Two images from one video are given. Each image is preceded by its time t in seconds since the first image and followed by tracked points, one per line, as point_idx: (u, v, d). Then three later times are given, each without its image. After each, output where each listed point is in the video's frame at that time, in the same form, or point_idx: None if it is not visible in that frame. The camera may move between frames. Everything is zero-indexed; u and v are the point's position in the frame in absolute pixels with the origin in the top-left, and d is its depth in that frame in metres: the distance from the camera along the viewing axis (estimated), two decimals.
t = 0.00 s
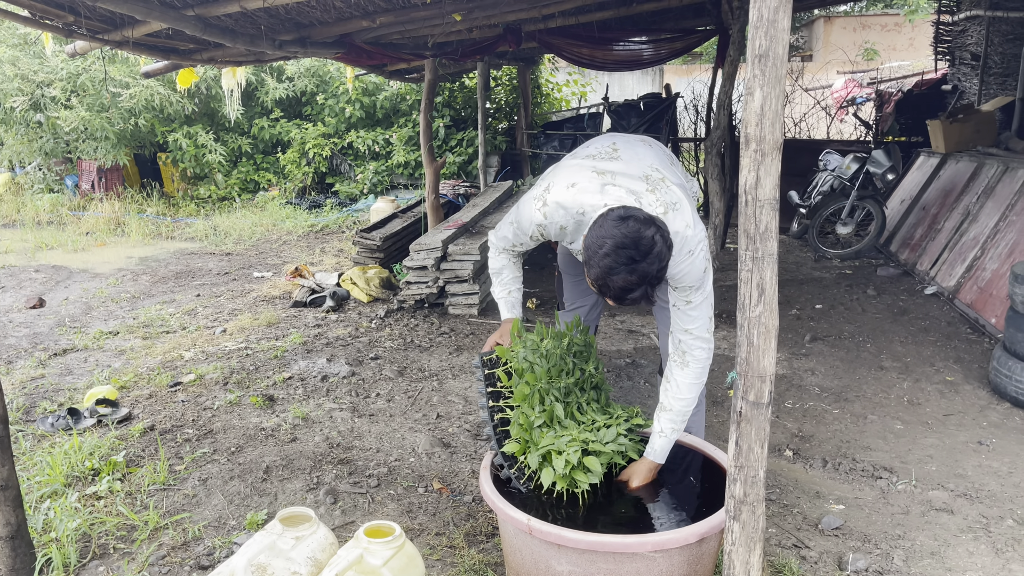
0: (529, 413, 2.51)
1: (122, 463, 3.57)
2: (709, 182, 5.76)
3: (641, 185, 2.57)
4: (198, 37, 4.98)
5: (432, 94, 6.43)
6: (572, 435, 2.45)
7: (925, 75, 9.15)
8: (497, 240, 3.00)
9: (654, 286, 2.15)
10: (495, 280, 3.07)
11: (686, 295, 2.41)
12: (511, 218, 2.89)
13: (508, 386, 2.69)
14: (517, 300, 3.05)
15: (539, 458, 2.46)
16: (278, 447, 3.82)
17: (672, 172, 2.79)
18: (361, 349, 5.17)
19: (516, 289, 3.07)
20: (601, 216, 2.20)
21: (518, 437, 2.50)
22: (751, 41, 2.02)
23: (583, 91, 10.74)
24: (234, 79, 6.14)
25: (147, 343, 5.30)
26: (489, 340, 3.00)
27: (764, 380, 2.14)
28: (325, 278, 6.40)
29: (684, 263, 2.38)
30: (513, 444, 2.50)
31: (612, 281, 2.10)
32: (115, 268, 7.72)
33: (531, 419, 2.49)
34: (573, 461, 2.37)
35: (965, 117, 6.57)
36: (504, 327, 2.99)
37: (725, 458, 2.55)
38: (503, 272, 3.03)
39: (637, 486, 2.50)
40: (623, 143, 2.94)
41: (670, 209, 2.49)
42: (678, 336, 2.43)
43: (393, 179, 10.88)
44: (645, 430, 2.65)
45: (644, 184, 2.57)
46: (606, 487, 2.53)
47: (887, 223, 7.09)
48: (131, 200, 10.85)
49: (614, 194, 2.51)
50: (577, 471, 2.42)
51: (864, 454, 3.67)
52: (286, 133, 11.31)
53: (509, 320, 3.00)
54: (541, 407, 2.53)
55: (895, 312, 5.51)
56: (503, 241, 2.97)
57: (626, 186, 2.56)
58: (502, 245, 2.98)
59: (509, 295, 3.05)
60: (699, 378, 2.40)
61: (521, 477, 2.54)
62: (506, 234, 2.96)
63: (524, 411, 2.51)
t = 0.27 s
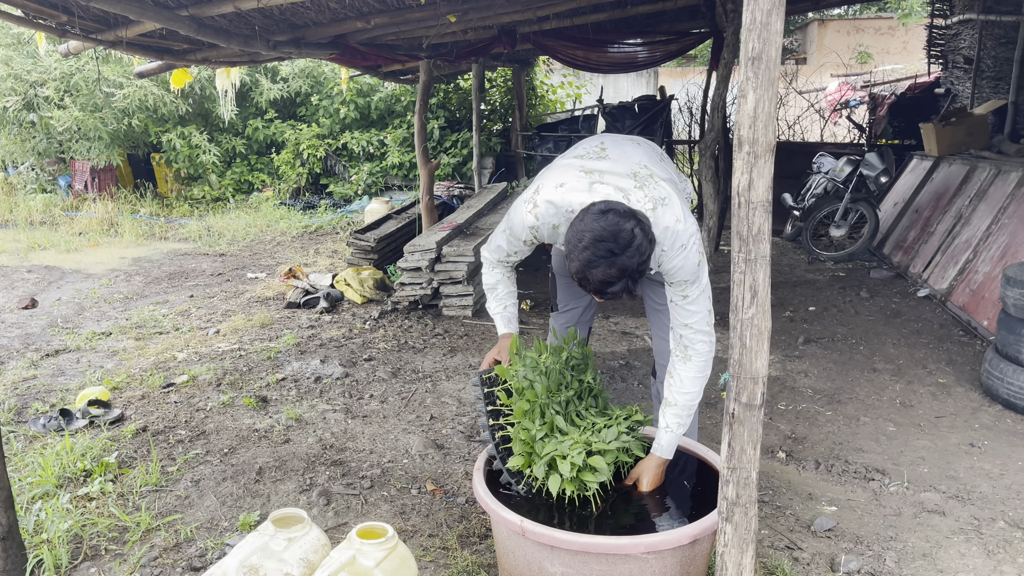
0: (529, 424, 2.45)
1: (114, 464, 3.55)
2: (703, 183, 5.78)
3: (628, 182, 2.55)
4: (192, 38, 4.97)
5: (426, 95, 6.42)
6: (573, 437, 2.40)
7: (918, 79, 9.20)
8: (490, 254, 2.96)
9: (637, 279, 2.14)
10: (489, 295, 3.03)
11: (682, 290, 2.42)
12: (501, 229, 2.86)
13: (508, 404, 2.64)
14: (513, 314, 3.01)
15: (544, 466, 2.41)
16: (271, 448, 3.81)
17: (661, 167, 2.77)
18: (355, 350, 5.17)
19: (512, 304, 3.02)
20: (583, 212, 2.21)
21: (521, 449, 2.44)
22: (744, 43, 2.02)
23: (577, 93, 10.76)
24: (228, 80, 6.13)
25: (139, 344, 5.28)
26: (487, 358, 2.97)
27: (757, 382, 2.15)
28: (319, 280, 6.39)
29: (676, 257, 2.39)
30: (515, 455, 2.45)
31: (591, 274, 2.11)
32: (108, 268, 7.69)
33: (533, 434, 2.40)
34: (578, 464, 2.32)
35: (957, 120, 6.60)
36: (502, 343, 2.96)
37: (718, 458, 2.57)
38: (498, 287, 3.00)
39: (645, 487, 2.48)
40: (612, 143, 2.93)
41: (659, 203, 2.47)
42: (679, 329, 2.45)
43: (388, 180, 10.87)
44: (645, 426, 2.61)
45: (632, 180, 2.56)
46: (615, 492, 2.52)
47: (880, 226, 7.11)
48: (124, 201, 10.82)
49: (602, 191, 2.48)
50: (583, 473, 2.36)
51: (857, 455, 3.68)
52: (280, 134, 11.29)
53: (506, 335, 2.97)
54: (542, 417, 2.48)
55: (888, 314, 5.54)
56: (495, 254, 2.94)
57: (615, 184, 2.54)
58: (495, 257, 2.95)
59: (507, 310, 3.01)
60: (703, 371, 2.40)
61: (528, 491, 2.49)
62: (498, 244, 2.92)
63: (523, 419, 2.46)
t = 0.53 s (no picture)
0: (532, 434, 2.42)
1: (108, 465, 3.54)
2: (698, 186, 5.79)
3: (620, 181, 2.54)
4: (187, 38, 4.96)
5: (422, 96, 6.42)
6: (577, 441, 2.38)
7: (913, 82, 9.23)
8: (485, 265, 2.88)
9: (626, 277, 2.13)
10: (486, 308, 2.93)
11: (680, 287, 2.42)
12: (496, 240, 2.79)
13: (509, 420, 2.60)
14: (511, 329, 2.92)
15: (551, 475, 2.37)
16: (266, 449, 3.81)
17: (654, 166, 2.75)
18: (350, 351, 5.16)
19: (510, 317, 2.92)
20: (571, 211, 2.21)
21: (527, 462, 2.40)
22: (740, 46, 2.03)
23: (573, 95, 10.77)
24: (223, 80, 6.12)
25: (134, 344, 5.27)
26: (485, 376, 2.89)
27: (751, 385, 2.15)
28: (314, 281, 6.39)
29: (672, 255, 2.39)
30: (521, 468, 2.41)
31: (576, 274, 2.10)
32: (102, 269, 7.67)
33: (538, 446, 2.37)
34: (586, 467, 2.29)
35: (952, 123, 6.62)
36: (502, 359, 2.88)
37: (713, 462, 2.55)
38: (495, 301, 2.91)
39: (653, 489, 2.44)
40: (603, 144, 2.92)
41: (651, 202, 2.46)
42: (680, 327, 2.45)
43: (384, 181, 10.86)
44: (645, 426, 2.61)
45: (623, 180, 2.54)
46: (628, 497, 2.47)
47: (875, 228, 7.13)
48: (119, 201, 10.79)
49: (593, 191, 2.45)
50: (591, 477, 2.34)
51: (851, 458, 3.69)
52: (276, 135, 11.28)
53: (506, 351, 2.88)
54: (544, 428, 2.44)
55: (882, 317, 5.55)
56: (491, 265, 2.86)
57: (606, 183, 2.52)
58: (490, 269, 2.88)
59: (504, 324, 2.91)
60: (706, 367, 2.40)
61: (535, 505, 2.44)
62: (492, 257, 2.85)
63: (525, 430, 2.42)
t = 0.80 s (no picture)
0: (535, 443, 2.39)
1: (104, 466, 3.53)
2: (695, 187, 5.80)
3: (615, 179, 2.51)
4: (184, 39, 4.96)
5: (419, 98, 6.41)
6: (580, 444, 2.36)
7: (909, 84, 9.26)
8: (484, 274, 2.82)
9: (612, 276, 2.12)
10: (484, 321, 2.93)
11: (680, 283, 2.42)
12: (493, 248, 2.74)
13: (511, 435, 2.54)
14: (509, 341, 2.91)
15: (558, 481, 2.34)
16: (262, 451, 3.80)
17: (648, 163, 2.73)
18: (346, 352, 5.15)
19: (507, 330, 2.91)
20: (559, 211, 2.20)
21: (532, 471, 2.37)
22: (737, 48, 2.03)
23: (570, 97, 10.77)
24: (220, 81, 6.11)
25: (130, 345, 5.25)
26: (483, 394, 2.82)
27: (748, 386, 2.15)
28: (311, 282, 6.38)
29: (669, 251, 2.39)
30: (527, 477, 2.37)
31: (560, 272, 2.10)
32: (98, 269, 7.65)
33: (541, 454, 2.34)
34: (592, 468, 2.27)
35: (948, 125, 6.61)
36: (500, 373, 2.84)
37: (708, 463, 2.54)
38: (493, 313, 2.89)
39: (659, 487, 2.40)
40: (597, 144, 2.90)
41: (646, 199, 2.44)
42: (682, 322, 2.45)
43: (380, 182, 10.85)
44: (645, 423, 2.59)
45: (617, 178, 2.52)
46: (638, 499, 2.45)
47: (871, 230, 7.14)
48: (115, 201, 10.77)
49: (586, 190, 2.43)
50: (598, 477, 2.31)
51: (847, 459, 3.70)
52: (272, 136, 11.27)
53: (505, 364, 2.86)
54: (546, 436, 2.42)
55: (878, 319, 5.56)
56: (490, 275, 2.81)
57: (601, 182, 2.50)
58: (488, 276, 2.82)
59: (502, 337, 2.91)
60: (712, 361, 2.40)
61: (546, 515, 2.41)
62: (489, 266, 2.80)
63: (527, 438, 2.40)
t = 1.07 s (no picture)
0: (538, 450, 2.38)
1: (99, 467, 3.53)
2: (692, 189, 5.80)
3: (603, 175, 2.50)
4: (181, 39, 4.95)
5: (416, 98, 6.41)
6: (581, 445, 2.35)
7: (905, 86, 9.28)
8: (482, 284, 2.73)
9: (591, 272, 2.09)
10: (480, 336, 2.85)
11: (677, 274, 2.42)
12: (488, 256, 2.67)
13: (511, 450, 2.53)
14: (507, 356, 2.83)
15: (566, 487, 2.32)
16: (258, 452, 3.79)
17: (638, 158, 2.72)
18: (343, 353, 5.15)
19: (505, 344, 2.83)
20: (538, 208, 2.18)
21: (540, 481, 2.34)
22: (734, 50, 2.03)
23: (568, 98, 10.79)
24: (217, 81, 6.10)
25: (126, 346, 5.24)
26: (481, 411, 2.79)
27: (744, 388, 2.15)
28: (307, 283, 6.37)
29: (661, 243, 2.38)
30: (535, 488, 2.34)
31: (537, 266, 2.08)
32: (94, 270, 7.64)
33: (546, 463, 2.32)
34: (598, 467, 2.26)
35: (944, 128, 6.63)
36: (499, 391, 2.76)
37: (704, 464, 2.55)
38: (490, 327, 2.82)
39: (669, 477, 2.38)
40: (586, 143, 2.89)
41: (635, 192, 2.43)
42: (683, 313, 2.46)
43: (377, 183, 10.85)
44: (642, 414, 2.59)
45: (605, 173, 2.52)
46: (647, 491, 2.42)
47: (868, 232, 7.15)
48: (111, 201, 10.75)
49: (574, 187, 2.42)
50: (606, 474, 2.30)
51: (843, 461, 3.70)
52: (269, 136, 11.25)
53: (502, 379, 2.77)
54: (547, 445, 2.40)
55: (874, 321, 5.57)
56: (488, 284, 2.73)
57: (588, 179, 2.49)
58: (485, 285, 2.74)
59: (500, 352, 2.82)
60: (715, 349, 2.40)
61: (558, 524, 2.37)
62: (485, 276, 2.72)
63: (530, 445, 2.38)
